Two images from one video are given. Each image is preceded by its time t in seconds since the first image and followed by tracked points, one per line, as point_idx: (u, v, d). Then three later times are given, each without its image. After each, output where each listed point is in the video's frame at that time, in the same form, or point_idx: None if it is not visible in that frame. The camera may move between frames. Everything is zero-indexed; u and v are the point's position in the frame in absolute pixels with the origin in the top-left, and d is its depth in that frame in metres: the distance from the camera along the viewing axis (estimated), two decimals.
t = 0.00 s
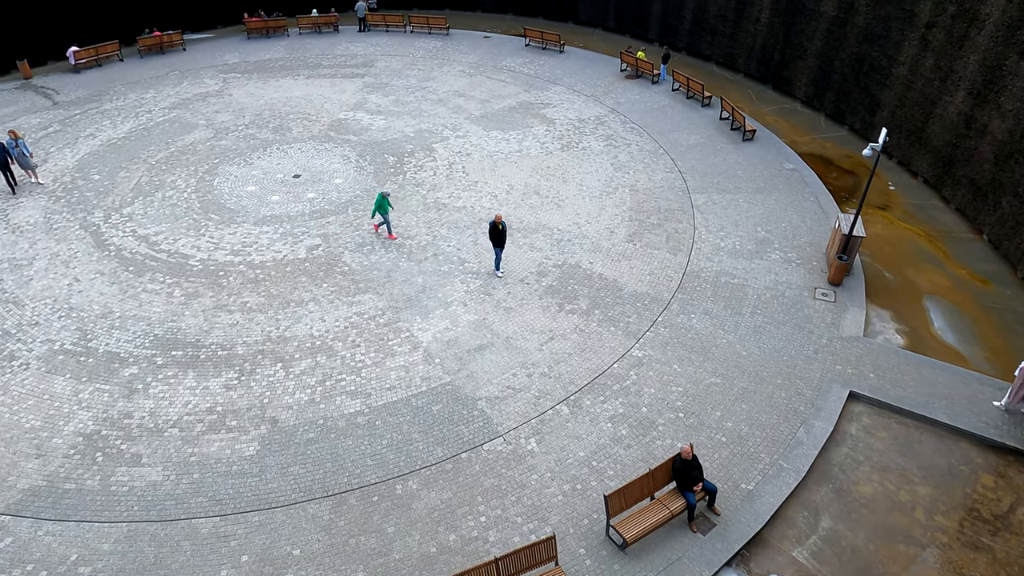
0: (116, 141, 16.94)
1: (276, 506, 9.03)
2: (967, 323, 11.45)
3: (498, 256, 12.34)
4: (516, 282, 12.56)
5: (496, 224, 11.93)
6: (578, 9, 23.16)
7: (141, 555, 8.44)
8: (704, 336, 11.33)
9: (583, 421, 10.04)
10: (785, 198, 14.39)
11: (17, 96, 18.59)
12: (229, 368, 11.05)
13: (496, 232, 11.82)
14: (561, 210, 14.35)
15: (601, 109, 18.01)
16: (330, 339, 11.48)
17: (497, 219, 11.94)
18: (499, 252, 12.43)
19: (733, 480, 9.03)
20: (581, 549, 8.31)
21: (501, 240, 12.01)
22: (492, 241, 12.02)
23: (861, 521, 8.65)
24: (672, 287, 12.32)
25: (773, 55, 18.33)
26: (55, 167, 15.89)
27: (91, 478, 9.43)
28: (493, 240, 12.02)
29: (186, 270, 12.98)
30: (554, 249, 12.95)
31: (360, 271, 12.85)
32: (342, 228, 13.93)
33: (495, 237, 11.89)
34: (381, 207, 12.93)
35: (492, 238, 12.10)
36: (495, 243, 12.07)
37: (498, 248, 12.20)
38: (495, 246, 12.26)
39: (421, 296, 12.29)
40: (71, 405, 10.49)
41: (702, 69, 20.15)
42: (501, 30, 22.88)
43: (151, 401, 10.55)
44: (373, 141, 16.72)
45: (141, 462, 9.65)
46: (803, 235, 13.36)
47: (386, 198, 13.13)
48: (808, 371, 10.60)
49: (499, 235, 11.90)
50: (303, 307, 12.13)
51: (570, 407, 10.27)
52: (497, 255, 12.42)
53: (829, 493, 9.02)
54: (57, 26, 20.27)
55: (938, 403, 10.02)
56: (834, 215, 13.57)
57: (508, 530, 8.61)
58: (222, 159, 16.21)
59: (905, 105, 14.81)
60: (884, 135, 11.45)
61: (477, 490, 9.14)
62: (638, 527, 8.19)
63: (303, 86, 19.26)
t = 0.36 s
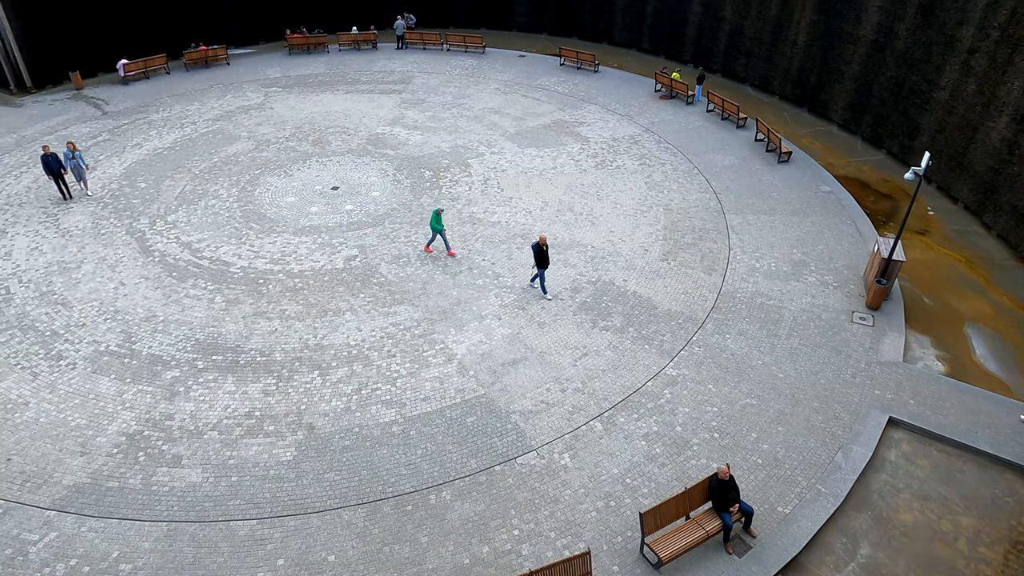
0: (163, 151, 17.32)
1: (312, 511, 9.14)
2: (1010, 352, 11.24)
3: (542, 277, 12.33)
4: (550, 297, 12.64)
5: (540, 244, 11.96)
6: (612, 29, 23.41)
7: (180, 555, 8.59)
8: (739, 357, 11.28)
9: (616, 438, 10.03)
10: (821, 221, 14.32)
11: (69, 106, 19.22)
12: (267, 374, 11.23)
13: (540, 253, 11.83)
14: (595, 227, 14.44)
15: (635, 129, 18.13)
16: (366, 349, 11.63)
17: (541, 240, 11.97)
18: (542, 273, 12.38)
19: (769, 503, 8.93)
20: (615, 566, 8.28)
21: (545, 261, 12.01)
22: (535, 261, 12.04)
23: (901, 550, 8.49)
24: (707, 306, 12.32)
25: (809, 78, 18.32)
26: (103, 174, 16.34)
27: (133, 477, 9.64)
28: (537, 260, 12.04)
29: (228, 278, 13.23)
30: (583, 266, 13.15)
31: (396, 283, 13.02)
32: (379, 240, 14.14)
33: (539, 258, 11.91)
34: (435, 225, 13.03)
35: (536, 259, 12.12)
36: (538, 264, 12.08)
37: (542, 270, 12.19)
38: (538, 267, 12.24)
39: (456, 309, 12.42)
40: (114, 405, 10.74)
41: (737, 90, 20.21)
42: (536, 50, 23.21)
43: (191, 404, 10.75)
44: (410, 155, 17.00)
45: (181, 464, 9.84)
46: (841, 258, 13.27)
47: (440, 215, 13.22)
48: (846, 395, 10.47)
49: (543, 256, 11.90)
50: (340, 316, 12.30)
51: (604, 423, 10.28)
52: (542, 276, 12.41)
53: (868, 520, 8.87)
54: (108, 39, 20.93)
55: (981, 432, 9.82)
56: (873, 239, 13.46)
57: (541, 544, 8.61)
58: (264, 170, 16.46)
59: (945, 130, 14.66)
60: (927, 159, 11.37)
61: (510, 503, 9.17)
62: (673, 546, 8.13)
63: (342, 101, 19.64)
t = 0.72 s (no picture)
0: (214, 161, 17.72)
1: (354, 519, 9.22)
2: None
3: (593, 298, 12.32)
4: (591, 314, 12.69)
5: (591, 266, 11.96)
6: (653, 53, 23.61)
7: (225, 556, 8.74)
8: (783, 381, 11.17)
9: (658, 458, 9.98)
10: (867, 247, 14.17)
11: (126, 117, 19.93)
12: (312, 382, 11.39)
13: (590, 275, 11.83)
14: (636, 247, 14.49)
15: (675, 151, 18.20)
16: (408, 360, 11.77)
17: (592, 261, 11.96)
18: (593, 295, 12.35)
19: (815, 531, 8.77)
20: None
21: (595, 283, 11.99)
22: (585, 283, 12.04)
23: None
24: (750, 330, 12.26)
25: (854, 104, 18.21)
26: (157, 182, 16.82)
27: (182, 478, 9.84)
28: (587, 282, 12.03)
29: (275, 286, 13.47)
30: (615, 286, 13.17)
31: (439, 296, 13.18)
32: (422, 253, 14.34)
33: (589, 280, 11.90)
34: (496, 243, 13.10)
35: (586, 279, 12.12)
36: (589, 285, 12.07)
37: (592, 291, 12.17)
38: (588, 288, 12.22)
39: (498, 324, 12.53)
40: (164, 406, 10.97)
41: (779, 115, 20.18)
42: (577, 71, 23.50)
43: (238, 408, 10.95)
44: (453, 172, 17.26)
45: (228, 466, 10.02)
46: (887, 285, 13.09)
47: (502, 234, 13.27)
48: (895, 425, 10.28)
49: (594, 278, 11.88)
50: (384, 327, 12.47)
51: (646, 443, 10.24)
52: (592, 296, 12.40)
53: (919, 553, 8.64)
54: (165, 54, 21.70)
55: None
56: (921, 267, 13.26)
57: (583, 562, 8.56)
58: (310, 182, 16.84)
59: (997, 158, 14.40)
60: (982, 186, 11.17)
61: (551, 519, 9.16)
62: (718, 571, 8.02)
63: (387, 118, 20.06)
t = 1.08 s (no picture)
0: (273, 170, 18.27)
1: (404, 526, 9.32)
2: None
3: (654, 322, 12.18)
4: (640, 333, 12.69)
5: (654, 291, 11.84)
6: (705, 74, 23.59)
7: (279, 556, 8.92)
8: (839, 409, 10.95)
9: (710, 481, 9.86)
10: (927, 276, 13.84)
11: (191, 125, 20.69)
12: (365, 388, 11.58)
13: (654, 299, 11.73)
14: (687, 268, 14.44)
15: (727, 173, 18.12)
16: (459, 372, 11.89)
17: (656, 286, 11.83)
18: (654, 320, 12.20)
19: (874, 565, 8.53)
20: None
21: (657, 308, 11.86)
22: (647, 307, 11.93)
23: None
24: (805, 355, 12.07)
25: (913, 130, 17.87)
26: (219, 189, 17.36)
27: (238, 476, 10.07)
28: (649, 306, 11.92)
29: (330, 293, 13.79)
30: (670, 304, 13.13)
31: (490, 309, 13.32)
32: (473, 266, 14.53)
33: (651, 303, 11.79)
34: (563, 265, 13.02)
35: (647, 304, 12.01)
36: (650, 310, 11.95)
37: (653, 316, 12.04)
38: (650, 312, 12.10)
39: (548, 339, 12.59)
40: (223, 405, 11.26)
41: (834, 139, 19.93)
42: (628, 91, 23.62)
43: (294, 410, 11.18)
44: (505, 187, 17.47)
45: (282, 467, 10.23)
46: (949, 316, 12.74)
47: (571, 258, 13.14)
48: (957, 460, 9.96)
49: (656, 302, 11.77)
50: (435, 337, 12.65)
51: (697, 465, 10.13)
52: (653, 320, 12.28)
53: None
54: (230, 67, 22.53)
55: None
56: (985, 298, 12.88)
57: None
58: (364, 194, 17.24)
59: None
60: None
61: (600, 537, 9.11)
62: None
63: (440, 133, 20.45)
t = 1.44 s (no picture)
0: (319, 177, 18.59)
1: (450, 534, 9.32)
2: None
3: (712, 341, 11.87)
4: (685, 347, 12.61)
5: (712, 308, 11.56)
6: (749, 89, 23.44)
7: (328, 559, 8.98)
8: (893, 433, 10.69)
9: (760, 501, 9.69)
10: (983, 298, 13.47)
11: (241, 132, 21.16)
12: (411, 395, 11.64)
13: (712, 317, 11.47)
14: (733, 284, 14.31)
15: (772, 189, 17.94)
16: (504, 381, 11.90)
17: (714, 304, 11.58)
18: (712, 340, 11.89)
19: None
20: None
21: (716, 326, 11.59)
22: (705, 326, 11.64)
23: None
24: (856, 376, 11.82)
25: (967, 149, 17.48)
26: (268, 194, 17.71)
27: (286, 477, 10.15)
28: (707, 325, 11.64)
29: (376, 299, 13.94)
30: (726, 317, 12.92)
31: (534, 320, 13.35)
32: (517, 277, 14.58)
33: (709, 322, 11.53)
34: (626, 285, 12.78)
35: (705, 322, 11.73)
36: (708, 329, 11.68)
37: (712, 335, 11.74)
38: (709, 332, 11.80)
39: (593, 351, 12.56)
40: (271, 407, 11.42)
41: (883, 157, 19.58)
42: (670, 105, 23.57)
43: (340, 414, 11.28)
44: (547, 199, 17.52)
45: (329, 470, 10.29)
46: (1008, 340, 12.38)
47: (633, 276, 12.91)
48: (1019, 490, 9.64)
49: (714, 321, 11.49)
50: (479, 346, 12.70)
51: (746, 484, 9.97)
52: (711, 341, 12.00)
53: None
54: (279, 76, 23.07)
55: None
56: None
57: None
58: (409, 202, 17.45)
59: None
60: None
61: (648, 553, 9.00)
62: None
63: (482, 143, 20.63)
